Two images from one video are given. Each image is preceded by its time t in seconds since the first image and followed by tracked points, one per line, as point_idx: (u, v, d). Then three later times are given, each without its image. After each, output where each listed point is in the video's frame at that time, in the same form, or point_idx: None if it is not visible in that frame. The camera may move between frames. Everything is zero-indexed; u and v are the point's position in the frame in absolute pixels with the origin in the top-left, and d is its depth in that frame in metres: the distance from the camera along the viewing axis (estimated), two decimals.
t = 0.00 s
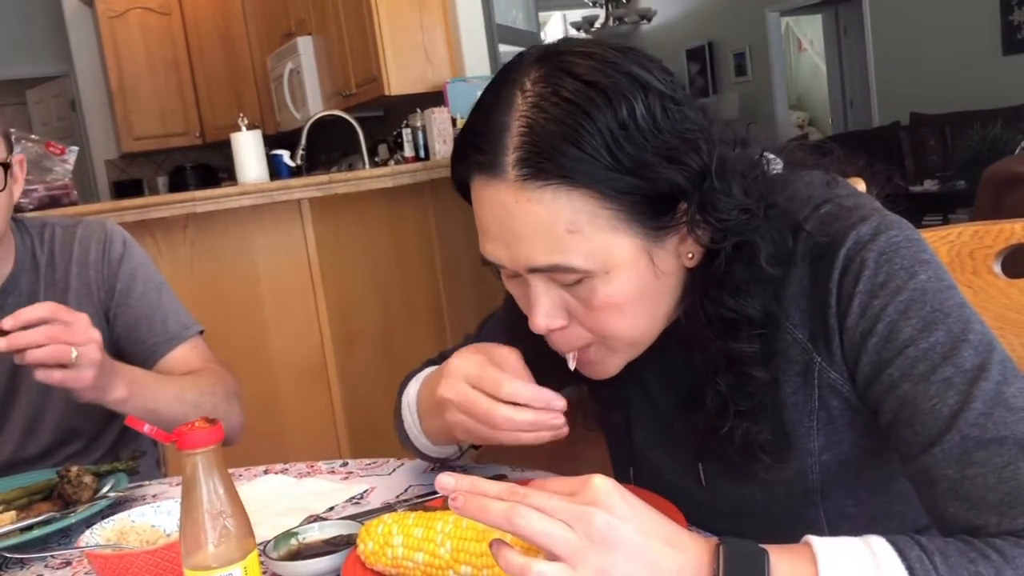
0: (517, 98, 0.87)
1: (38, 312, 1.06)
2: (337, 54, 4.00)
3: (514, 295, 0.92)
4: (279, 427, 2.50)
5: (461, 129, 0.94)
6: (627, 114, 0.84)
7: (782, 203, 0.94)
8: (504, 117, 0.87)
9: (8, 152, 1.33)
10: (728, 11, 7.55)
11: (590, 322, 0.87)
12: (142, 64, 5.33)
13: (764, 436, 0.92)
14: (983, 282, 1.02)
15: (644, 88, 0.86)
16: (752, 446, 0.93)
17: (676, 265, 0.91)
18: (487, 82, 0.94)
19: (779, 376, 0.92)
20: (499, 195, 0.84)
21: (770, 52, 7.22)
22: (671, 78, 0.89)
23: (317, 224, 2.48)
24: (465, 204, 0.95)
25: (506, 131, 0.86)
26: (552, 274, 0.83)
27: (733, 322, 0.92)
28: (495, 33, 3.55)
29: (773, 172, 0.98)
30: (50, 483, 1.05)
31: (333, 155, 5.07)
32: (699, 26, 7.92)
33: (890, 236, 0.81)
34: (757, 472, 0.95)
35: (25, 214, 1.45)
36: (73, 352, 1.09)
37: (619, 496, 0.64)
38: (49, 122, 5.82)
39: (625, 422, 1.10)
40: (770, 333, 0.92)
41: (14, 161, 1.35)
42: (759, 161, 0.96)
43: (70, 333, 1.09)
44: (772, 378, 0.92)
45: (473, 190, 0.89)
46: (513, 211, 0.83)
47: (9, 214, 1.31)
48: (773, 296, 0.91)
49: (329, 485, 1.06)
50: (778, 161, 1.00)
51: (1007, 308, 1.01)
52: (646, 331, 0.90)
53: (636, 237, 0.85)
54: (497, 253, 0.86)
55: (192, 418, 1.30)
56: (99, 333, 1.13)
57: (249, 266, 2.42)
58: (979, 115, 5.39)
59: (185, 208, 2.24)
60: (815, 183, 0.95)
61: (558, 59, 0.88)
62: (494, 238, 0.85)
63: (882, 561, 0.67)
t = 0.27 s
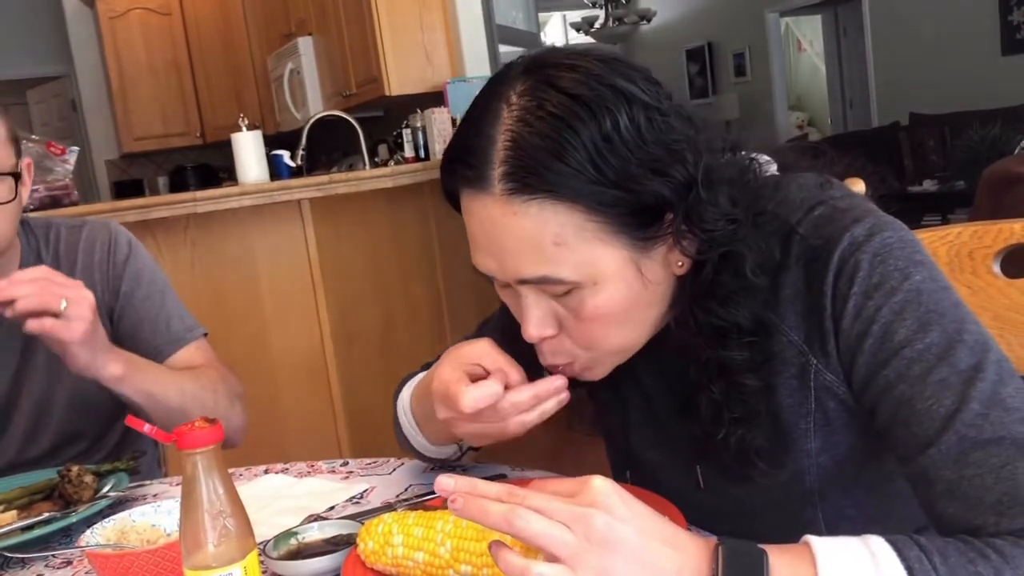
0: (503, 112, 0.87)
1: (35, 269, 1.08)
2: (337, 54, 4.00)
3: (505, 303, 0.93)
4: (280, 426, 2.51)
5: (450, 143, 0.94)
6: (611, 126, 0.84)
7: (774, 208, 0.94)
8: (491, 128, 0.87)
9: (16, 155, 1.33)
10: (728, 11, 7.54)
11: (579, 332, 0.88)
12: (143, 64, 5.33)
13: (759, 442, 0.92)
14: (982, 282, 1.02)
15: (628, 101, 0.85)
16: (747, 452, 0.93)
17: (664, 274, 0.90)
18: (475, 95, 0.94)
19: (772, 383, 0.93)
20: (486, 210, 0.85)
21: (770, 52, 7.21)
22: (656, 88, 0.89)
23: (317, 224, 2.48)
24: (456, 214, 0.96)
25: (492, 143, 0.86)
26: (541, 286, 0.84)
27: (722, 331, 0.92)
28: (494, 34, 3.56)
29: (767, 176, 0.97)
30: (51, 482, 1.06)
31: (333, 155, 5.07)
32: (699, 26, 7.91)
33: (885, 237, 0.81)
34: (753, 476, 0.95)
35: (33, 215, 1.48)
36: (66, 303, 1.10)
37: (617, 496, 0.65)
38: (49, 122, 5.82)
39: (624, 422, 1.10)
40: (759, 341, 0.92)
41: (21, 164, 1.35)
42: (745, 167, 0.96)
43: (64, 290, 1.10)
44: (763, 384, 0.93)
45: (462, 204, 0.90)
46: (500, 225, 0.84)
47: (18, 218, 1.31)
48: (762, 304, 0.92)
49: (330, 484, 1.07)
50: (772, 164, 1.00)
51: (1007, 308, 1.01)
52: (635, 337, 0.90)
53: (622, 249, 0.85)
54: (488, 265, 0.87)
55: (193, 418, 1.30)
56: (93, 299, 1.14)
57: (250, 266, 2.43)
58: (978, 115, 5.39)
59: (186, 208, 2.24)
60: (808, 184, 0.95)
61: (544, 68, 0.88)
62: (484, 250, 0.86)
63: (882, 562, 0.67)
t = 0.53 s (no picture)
0: (506, 109, 0.88)
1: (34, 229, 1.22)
2: (338, 55, 4.01)
3: (506, 299, 0.92)
4: (280, 426, 2.51)
5: (454, 140, 0.94)
6: (614, 121, 0.84)
7: (774, 207, 0.94)
8: (494, 124, 0.88)
9: (30, 162, 1.34)
10: (728, 11, 7.54)
11: (581, 327, 0.88)
12: (143, 64, 5.34)
13: (757, 440, 0.92)
14: (980, 282, 1.03)
15: (630, 96, 0.86)
16: (745, 449, 0.93)
17: (664, 271, 0.91)
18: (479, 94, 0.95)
19: (770, 381, 0.93)
20: (490, 204, 0.85)
21: (769, 52, 7.22)
22: (658, 85, 0.89)
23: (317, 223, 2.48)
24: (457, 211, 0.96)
25: (495, 139, 0.87)
26: (543, 281, 0.84)
27: (721, 327, 0.92)
28: (494, 34, 3.56)
29: (767, 173, 0.97)
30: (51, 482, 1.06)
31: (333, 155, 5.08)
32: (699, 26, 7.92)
33: (884, 236, 0.81)
34: (753, 475, 0.95)
35: (43, 216, 1.50)
36: (60, 251, 1.21)
37: (616, 497, 0.65)
38: (50, 123, 5.83)
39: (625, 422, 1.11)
40: (756, 339, 0.92)
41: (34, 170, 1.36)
42: (747, 167, 0.96)
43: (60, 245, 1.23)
44: (762, 381, 0.93)
45: (465, 201, 0.90)
46: (503, 220, 0.84)
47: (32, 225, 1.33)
48: (761, 301, 0.92)
49: (329, 484, 1.07)
50: (771, 163, 0.99)
51: (1006, 308, 1.01)
52: (636, 334, 0.90)
53: (624, 244, 0.85)
54: (489, 261, 0.87)
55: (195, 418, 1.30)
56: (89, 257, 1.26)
57: (250, 266, 2.43)
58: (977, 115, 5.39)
59: (187, 208, 2.24)
60: (808, 184, 0.96)
61: (548, 65, 0.88)
62: (485, 246, 0.86)
63: (881, 561, 0.67)
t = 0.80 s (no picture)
0: (516, 105, 0.88)
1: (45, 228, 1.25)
2: (338, 55, 4.01)
3: (517, 299, 0.93)
4: (281, 426, 2.51)
5: (461, 137, 0.94)
6: (625, 116, 0.85)
7: (782, 204, 0.94)
8: (503, 121, 0.88)
9: (44, 168, 1.35)
10: (728, 11, 7.54)
11: (593, 323, 0.88)
12: (144, 64, 5.34)
13: (765, 435, 0.93)
14: (981, 282, 1.03)
15: (641, 91, 0.86)
16: (753, 445, 0.93)
17: (679, 264, 0.92)
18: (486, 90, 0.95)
19: (780, 378, 0.93)
20: (501, 202, 0.85)
21: (769, 53, 7.22)
22: (668, 80, 0.90)
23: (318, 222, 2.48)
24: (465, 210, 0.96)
25: (505, 136, 0.87)
26: (555, 278, 0.84)
27: (733, 321, 0.93)
28: (494, 34, 3.57)
29: (774, 174, 0.98)
30: (52, 481, 1.06)
31: (333, 155, 5.08)
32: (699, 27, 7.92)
33: (893, 235, 0.81)
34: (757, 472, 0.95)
35: (50, 217, 1.51)
36: (68, 247, 1.24)
37: (620, 493, 0.65)
38: (50, 123, 5.83)
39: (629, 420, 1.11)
40: (769, 332, 0.93)
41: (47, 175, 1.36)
42: (756, 159, 0.97)
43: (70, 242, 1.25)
44: (773, 376, 0.93)
45: (474, 198, 0.90)
46: (514, 217, 0.84)
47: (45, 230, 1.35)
48: (774, 297, 0.92)
49: (329, 484, 1.07)
50: (780, 161, 1.01)
51: (1007, 308, 1.01)
52: (650, 331, 0.90)
53: (637, 239, 0.86)
54: (500, 258, 0.86)
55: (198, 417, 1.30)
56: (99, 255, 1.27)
57: (250, 266, 2.43)
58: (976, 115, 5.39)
59: (188, 208, 2.25)
60: (817, 181, 0.96)
61: (556, 63, 0.88)
62: (496, 243, 0.86)
63: (882, 561, 0.67)
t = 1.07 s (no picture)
0: (506, 113, 0.88)
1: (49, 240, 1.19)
2: (338, 55, 4.01)
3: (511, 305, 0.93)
4: (281, 426, 2.50)
5: (453, 143, 0.95)
6: (615, 125, 0.84)
7: (776, 209, 0.94)
8: (494, 129, 0.88)
9: (42, 168, 1.35)
10: (728, 11, 7.55)
11: (585, 331, 0.88)
12: (144, 64, 5.34)
13: (759, 441, 0.92)
14: (980, 282, 1.03)
15: (632, 100, 0.86)
16: (748, 450, 0.93)
17: (668, 273, 0.91)
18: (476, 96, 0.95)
19: (775, 384, 0.93)
20: (491, 210, 0.85)
21: (769, 52, 7.22)
22: (659, 88, 0.89)
23: (318, 223, 2.48)
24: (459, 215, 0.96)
25: (496, 144, 0.87)
26: (545, 287, 0.85)
27: (725, 329, 0.92)
28: (494, 35, 3.57)
29: (768, 174, 0.98)
30: (52, 481, 1.06)
31: (333, 155, 5.08)
32: (699, 27, 7.92)
33: (886, 236, 0.81)
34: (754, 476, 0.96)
35: (48, 217, 1.50)
36: (73, 266, 1.18)
37: (619, 496, 0.65)
38: (50, 123, 5.83)
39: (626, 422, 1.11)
40: (763, 338, 0.92)
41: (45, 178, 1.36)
42: (750, 163, 0.96)
43: (75, 257, 1.20)
44: (767, 384, 0.93)
45: (466, 205, 0.90)
46: (505, 225, 0.84)
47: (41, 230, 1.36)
48: (768, 303, 0.92)
49: (329, 484, 1.07)
50: (774, 162, 1.00)
51: (1006, 308, 1.01)
52: (640, 336, 0.91)
53: (627, 248, 0.85)
54: (491, 266, 0.87)
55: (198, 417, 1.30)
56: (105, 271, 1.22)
57: (250, 266, 2.43)
58: (977, 115, 5.39)
59: (187, 208, 2.24)
60: (810, 184, 0.95)
61: (548, 69, 0.88)
62: (488, 251, 0.87)
63: (882, 562, 0.67)
